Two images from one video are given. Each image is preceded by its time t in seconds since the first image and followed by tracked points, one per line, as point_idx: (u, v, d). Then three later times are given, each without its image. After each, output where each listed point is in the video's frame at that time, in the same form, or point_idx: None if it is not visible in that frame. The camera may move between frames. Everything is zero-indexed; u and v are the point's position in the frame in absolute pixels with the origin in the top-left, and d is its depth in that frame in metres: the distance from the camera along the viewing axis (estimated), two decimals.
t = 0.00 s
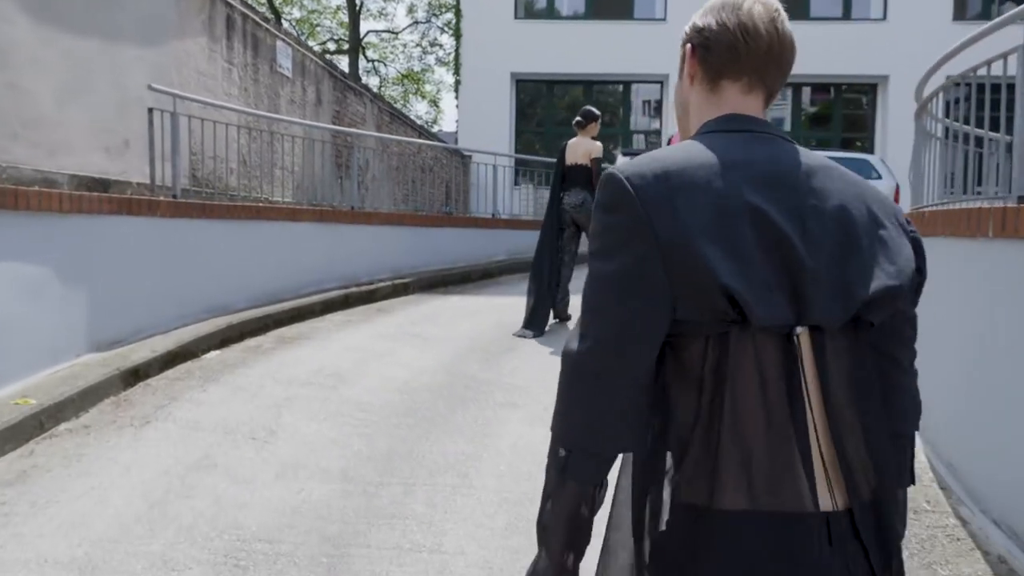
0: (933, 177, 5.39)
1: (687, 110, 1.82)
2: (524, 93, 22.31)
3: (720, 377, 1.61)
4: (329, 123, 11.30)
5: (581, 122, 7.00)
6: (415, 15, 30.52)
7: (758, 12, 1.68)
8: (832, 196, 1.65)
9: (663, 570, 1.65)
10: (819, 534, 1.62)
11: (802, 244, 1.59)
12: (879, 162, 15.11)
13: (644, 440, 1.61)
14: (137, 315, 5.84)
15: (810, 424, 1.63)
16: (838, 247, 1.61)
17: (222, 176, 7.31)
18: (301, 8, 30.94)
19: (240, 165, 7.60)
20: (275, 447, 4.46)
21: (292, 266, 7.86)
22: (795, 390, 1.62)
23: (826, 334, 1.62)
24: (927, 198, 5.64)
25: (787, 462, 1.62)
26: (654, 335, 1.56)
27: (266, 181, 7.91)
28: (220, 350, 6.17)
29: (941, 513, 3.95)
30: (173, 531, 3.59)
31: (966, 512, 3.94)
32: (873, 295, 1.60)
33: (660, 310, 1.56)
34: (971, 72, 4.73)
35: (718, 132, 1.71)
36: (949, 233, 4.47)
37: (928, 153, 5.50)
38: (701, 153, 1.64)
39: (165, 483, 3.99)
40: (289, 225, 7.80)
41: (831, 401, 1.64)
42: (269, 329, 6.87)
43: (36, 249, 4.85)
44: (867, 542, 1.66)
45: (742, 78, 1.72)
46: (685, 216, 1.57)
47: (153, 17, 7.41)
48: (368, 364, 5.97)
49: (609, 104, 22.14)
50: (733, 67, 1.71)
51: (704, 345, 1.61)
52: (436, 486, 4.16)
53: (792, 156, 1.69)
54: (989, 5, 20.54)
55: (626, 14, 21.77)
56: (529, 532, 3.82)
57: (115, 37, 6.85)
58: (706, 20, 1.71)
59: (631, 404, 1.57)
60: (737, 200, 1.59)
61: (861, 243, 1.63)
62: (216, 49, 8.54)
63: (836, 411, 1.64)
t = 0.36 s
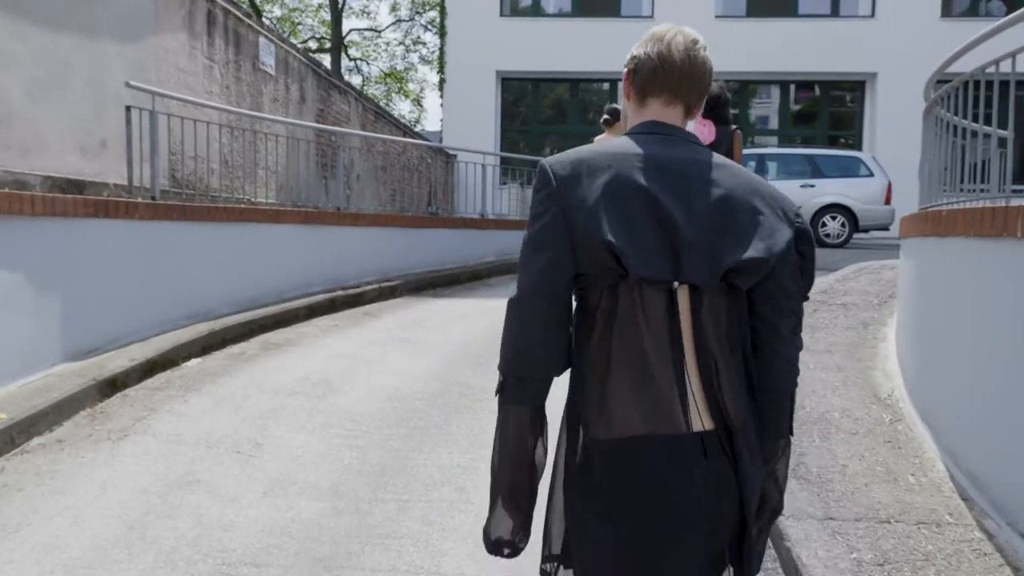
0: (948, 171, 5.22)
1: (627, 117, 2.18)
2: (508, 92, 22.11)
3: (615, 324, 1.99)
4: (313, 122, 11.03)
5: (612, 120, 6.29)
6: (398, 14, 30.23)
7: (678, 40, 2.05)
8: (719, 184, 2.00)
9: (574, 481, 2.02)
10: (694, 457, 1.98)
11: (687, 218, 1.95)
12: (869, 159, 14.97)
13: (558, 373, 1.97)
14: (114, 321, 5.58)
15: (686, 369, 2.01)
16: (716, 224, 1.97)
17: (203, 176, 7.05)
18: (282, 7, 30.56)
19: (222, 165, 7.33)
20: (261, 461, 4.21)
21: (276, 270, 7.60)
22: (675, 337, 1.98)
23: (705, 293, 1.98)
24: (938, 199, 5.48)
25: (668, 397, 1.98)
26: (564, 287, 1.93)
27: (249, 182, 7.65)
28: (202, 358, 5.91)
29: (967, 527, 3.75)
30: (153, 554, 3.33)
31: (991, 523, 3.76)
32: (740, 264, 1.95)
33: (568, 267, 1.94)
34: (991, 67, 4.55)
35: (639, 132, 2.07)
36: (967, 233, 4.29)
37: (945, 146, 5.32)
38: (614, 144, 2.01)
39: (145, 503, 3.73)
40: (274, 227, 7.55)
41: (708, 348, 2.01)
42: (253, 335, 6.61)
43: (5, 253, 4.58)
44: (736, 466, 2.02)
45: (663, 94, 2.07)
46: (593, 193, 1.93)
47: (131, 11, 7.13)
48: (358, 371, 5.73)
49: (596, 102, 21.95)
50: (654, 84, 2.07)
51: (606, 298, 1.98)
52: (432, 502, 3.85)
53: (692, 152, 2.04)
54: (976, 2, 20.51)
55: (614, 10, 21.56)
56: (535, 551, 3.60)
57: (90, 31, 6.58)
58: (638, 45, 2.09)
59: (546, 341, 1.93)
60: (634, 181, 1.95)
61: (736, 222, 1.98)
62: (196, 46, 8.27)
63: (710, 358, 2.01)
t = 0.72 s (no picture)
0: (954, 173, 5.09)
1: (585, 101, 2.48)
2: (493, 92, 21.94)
3: (586, 275, 2.29)
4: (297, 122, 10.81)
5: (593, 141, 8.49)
6: (381, 12, 29.98)
7: (618, 26, 2.38)
8: (673, 154, 2.32)
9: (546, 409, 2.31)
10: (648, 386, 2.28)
11: (646, 180, 2.26)
12: (854, 159, 14.92)
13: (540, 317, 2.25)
14: (91, 329, 5.37)
15: (644, 313, 2.31)
16: (669, 186, 2.28)
17: (183, 177, 6.82)
18: (264, 5, 30.14)
19: (204, 165, 7.12)
20: (247, 478, 4.01)
21: (260, 273, 7.39)
22: (634, 282, 2.30)
23: (663, 246, 2.29)
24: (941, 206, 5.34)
25: (627, 337, 2.29)
26: (548, 239, 2.22)
27: (231, 183, 7.43)
28: (183, 366, 5.71)
29: (984, 540, 3.61)
30: None
31: (1009, 536, 3.61)
32: (692, 218, 2.26)
33: (553, 222, 2.22)
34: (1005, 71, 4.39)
35: (598, 111, 2.39)
36: (983, 239, 4.13)
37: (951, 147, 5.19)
38: (582, 120, 2.33)
39: (124, 524, 3.53)
40: (258, 229, 7.34)
41: (663, 295, 2.32)
42: (236, 341, 6.40)
43: None
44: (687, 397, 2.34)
45: (615, 77, 2.39)
46: (567, 158, 2.25)
47: (108, 7, 6.90)
48: (347, 379, 5.54)
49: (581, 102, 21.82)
50: (604, 66, 2.39)
51: (582, 251, 2.28)
52: (428, 519, 3.67)
53: (647, 127, 2.36)
54: (959, 3, 20.54)
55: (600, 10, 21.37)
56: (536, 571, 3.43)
57: (66, 28, 6.34)
58: (585, 37, 2.41)
59: (534, 287, 2.21)
60: (603, 149, 2.27)
61: (688, 184, 2.30)
62: (177, 42, 8.05)
63: (665, 304, 2.32)
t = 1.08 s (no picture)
0: (959, 181, 4.95)
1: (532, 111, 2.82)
2: (478, 92, 21.75)
3: (527, 262, 2.63)
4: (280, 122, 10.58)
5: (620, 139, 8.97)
6: (364, 10, 29.71)
7: (555, 43, 2.73)
8: (600, 153, 2.64)
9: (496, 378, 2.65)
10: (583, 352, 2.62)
11: (574, 177, 2.59)
12: (840, 161, 14.85)
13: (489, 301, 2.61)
14: (67, 338, 5.15)
15: (577, 289, 2.64)
16: (596, 181, 2.61)
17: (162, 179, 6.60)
18: (245, 1, 29.75)
19: (185, 166, 6.90)
20: (232, 498, 3.81)
21: (244, 278, 7.18)
22: (566, 265, 2.63)
23: (591, 233, 2.62)
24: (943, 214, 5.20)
25: (562, 311, 2.63)
26: (491, 235, 2.56)
27: (212, 185, 7.21)
28: (163, 376, 5.50)
29: (1000, 559, 3.46)
30: None
31: None
32: (617, 207, 2.59)
33: (495, 222, 2.57)
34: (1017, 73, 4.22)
35: (538, 120, 2.72)
36: (997, 247, 3.95)
37: (954, 154, 5.06)
38: (520, 130, 2.67)
39: (100, 552, 3.33)
40: (240, 232, 7.13)
41: (595, 274, 2.65)
42: (218, 349, 6.19)
43: None
44: (620, 358, 2.67)
45: (552, 89, 2.73)
46: (505, 165, 2.57)
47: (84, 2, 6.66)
48: (335, 390, 5.35)
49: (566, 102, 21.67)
50: (543, 78, 2.73)
51: (522, 244, 2.62)
52: (424, 541, 3.50)
53: (576, 130, 2.68)
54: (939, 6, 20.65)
55: (584, 11, 21.12)
56: None
57: (38, 24, 6.10)
58: (529, 54, 2.77)
59: (482, 278, 2.55)
60: (535, 155, 2.60)
61: (612, 178, 2.62)
62: (157, 39, 7.82)
63: (597, 282, 2.65)
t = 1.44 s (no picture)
0: (958, 188, 4.81)
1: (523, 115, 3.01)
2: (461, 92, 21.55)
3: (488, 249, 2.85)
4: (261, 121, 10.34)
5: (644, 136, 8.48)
6: (346, 8, 29.42)
7: (540, 55, 2.89)
8: (558, 151, 2.80)
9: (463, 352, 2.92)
10: (527, 325, 2.78)
11: (526, 173, 2.77)
12: (824, 163, 14.75)
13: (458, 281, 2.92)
14: (38, 349, 4.93)
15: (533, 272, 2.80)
16: (550, 175, 2.77)
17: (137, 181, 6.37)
18: None
19: (163, 167, 6.67)
20: (214, 521, 3.61)
21: (225, 283, 6.97)
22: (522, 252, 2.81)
23: (544, 225, 2.79)
24: (942, 219, 5.06)
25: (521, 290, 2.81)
26: (454, 226, 2.86)
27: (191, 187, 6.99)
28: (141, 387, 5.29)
29: None
30: None
31: None
32: (562, 199, 2.74)
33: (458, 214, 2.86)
34: None
35: (519, 124, 2.90)
36: (1011, 256, 3.75)
37: (954, 160, 4.92)
38: (493, 132, 2.88)
39: None
40: (221, 236, 6.92)
41: (550, 260, 2.80)
42: (200, 357, 5.98)
43: None
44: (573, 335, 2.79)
45: (531, 96, 2.90)
46: (470, 161, 2.83)
47: None
48: (320, 400, 5.16)
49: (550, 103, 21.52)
50: (526, 84, 2.90)
51: (485, 233, 2.86)
52: (419, 566, 3.32)
53: (541, 131, 2.84)
54: (919, 11, 20.85)
55: (568, 10, 20.97)
56: None
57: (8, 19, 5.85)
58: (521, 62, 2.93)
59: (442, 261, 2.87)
60: (493, 155, 2.81)
61: (564, 175, 2.78)
62: (133, 35, 7.58)
63: (550, 267, 2.80)
